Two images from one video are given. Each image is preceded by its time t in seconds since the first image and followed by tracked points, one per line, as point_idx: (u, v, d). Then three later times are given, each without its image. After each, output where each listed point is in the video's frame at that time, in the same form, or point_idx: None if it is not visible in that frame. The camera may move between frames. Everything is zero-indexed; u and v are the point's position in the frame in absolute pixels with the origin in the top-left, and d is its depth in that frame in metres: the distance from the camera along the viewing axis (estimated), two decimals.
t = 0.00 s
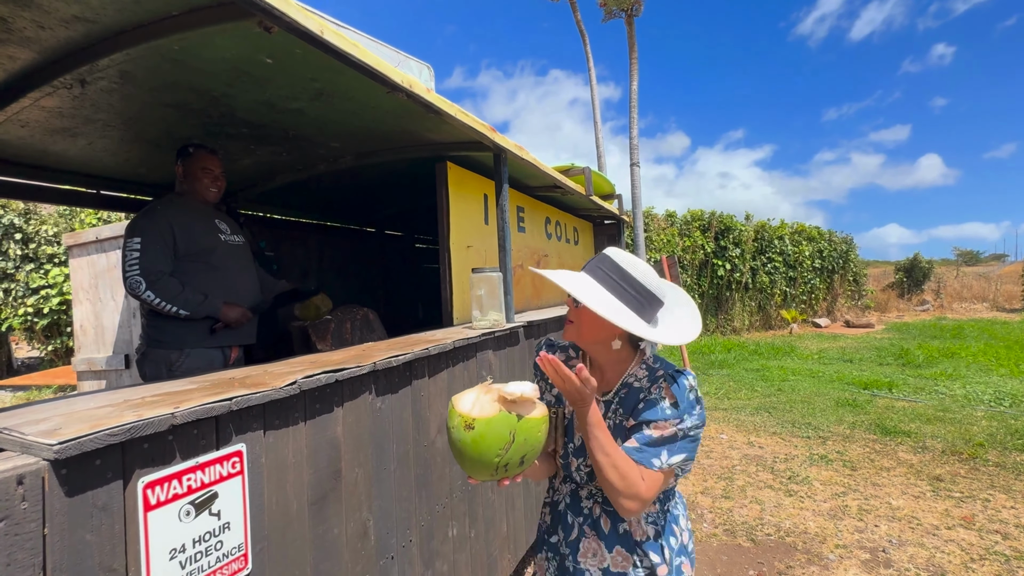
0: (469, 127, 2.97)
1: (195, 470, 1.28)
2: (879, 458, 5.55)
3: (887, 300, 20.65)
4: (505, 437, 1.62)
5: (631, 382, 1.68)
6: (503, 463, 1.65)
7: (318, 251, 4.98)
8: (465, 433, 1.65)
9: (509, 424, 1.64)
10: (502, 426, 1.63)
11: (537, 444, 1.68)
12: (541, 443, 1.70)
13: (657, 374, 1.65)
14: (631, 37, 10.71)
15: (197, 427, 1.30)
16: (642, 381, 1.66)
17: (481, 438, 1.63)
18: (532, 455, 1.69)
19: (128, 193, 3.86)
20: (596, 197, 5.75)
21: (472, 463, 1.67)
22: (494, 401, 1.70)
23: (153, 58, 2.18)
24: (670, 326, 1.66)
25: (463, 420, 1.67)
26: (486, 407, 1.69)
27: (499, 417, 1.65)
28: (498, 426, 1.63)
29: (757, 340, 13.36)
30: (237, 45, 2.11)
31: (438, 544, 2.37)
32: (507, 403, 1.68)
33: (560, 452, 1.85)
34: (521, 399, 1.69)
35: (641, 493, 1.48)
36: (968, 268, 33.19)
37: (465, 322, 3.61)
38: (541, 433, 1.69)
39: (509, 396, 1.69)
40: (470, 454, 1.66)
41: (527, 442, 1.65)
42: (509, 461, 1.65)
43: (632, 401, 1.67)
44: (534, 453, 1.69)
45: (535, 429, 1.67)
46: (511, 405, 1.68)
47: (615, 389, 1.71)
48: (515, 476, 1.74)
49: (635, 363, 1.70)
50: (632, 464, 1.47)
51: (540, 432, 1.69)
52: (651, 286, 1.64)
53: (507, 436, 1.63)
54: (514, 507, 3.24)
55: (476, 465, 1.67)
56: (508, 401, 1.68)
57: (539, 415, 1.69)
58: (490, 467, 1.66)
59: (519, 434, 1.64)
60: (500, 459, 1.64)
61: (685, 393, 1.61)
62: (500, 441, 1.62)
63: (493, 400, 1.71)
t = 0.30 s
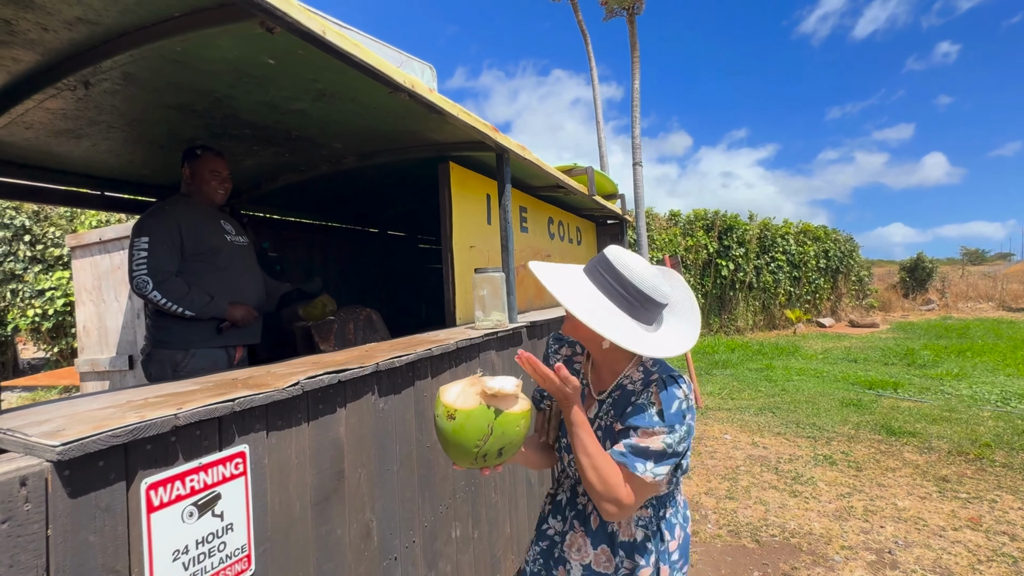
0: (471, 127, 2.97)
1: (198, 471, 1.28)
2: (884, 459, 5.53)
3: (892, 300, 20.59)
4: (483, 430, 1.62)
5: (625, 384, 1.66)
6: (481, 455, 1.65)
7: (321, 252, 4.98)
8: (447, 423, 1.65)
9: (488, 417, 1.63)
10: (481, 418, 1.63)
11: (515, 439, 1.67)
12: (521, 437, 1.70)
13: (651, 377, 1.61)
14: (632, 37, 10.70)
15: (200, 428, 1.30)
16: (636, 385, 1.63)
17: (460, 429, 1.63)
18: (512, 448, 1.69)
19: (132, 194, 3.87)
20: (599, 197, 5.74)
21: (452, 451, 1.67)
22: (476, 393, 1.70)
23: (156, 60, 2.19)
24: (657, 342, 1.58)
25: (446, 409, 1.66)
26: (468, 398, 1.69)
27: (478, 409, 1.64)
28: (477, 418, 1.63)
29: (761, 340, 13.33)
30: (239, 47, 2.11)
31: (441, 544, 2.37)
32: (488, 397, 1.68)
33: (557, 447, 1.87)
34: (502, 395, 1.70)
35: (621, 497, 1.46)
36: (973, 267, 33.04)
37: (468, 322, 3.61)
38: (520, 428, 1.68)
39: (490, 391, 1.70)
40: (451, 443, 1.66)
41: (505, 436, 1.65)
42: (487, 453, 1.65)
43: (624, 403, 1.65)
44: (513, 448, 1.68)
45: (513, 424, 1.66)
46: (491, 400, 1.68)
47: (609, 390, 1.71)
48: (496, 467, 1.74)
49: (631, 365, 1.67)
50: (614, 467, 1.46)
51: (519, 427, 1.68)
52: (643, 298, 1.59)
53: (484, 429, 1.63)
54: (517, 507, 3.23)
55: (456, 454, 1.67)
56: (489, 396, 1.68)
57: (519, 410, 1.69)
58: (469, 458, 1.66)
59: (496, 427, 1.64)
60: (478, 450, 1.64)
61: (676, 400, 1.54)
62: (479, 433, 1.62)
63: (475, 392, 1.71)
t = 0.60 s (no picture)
0: (476, 129, 2.99)
1: (211, 470, 1.30)
2: (890, 459, 5.52)
3: (896, 300, 20.54)
4: (473, 421, 1.64)
5: (623, 384, 1.67)
6: (471, 445, 1.67)
7: (326, 254, 5.00)
8: (439, 413, 1.68)
9: (478, 410, 1.65)
10: (471, 410, 1.65)
11: (503, 432, 1.69)
12: (510, 431, 1.72)
13: (647, 378, 1.61)
14: (635, 37, 10.72)
15: (213, 428, 1.32)
16: (632, 386, 1.64)
17: (452, 419, 1.65)
18: (501, 441, 1.71)
19: (139, 197, 3.90)
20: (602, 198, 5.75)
21: (444, 440, 1.70)
22: (469, 386, 1.72)
23: (166, 65, 2.21)
24: (649, 341, 1.59)
25: (440, 400, 1.68)
26: (461, 390, 1.70)
27: (469, 401, 1.66)
28: (468, 410, 1.65)
29: (765, 341, 13.31)
30: (248, 51, 2.14)
31: (448, 544, 2.38)
32: (480, 390, 1.70)
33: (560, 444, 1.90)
34: (493, 389, 1.71)
35: (609, 495, 1.49)
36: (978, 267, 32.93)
37: (473, 323, 3.63)
38: (508, 422, 1.70)
39: (483, 384, 1.71)
40: (445, 434, 1.68)
41: (493, 428, 1.67)
42: (477, 443, 1.67)
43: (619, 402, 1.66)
44: (501, 441, 1.70)
45: (501, 417, 1.68)
46: (482, 393, 1.70)
47: (607, 389, 1.71)
48: (487, 458, 1.76)
49: (631, 365, 1.67)
50: (604, 466, 1.49)
51: (507, 421, 1.69)
52: (640, 298, 1.60)
53: (475, 420, 1.64)
54: (523, 507, 3.24)
55: (449, 444, 1.70)
56: (481, 389, 1.70)
57: (508, 405, 1.70)
58: (459, 448, 1.68)
59: (486, 420, 1.66)
60: (468, 440, 1.66)
61: (668, 403, 1.54)
62: (469, 424, 1.64)
63: (468, 385, 1.73)
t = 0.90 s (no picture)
0: (481, 133, 3.02)
1: (226, 470, 1.33)
2: (895, 461, 5.53)
3: (900, 300, 20.50)
4: (478, 424, 1.65)
5: (626, 386, 1.69)
6: (476, 447, 1.68)
7: (331, 256, 5.04)
8: (446, 415, 1.70)
9: (483, 413, 1.66)
10: (477, 412, 1.66)
11: (507, 434, 1.70)
12: (515, 434, 1.72)
13: (651, 379, 1.63)
14: (637, 40, 10.76)
15: (228, 429, 1.34)
16: (636, 387, 1.65)
17: (457, 421, 1.67)
18: (506, 443, 1.72)
19: (147, 201, 3.93)
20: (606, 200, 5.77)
21: (450, 441, 1.72)
22: (475, 389, 1.73)
23: (177, 71, 2.25)
24: (650, 341, 1.60)
25: (447, 403, 1.70)
26: (467, 393, 1.72)
27: (474, 404, 1.67)
28: (473, 412, 1.66)
29: (768, 342, 13.31)
30: (258, 58, 2.17)
31: (455, 544, 2.41)
32: (485, 393, 1.71)
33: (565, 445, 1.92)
34: (500, 392, 1.71)
35: (615, 496, 1.50)
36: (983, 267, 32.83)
37: (478, 325, 3.65)
38: (513, 425, 1.71)
39: (489, 387, 1.72)
40: (450, 435, 1.71)
41: (498, 430, 1.68)
42: (482, 445, 1.68)
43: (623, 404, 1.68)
44: (506, 443, 1.71)
45: (506, 420, 1.69)
46: (488, 395, 1.71)
47: (611, 391, 1.74)
48: (492, 461, 1.77)
49: (633, 367, 1.69)
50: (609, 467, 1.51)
51: (512, 424, 1.70)
52: (640, 299, 1.62)
53: (480, 423, 1.66)
54: (528, 508, 3.26)
55: (454, 446, 1.71)
56: (486, 392, 1.71)
57: (513, 407, 1.71)
58: (464, 449, 1.70)
59: (490, 422, 1.67)
60: (473, 442, 1.67)
61: (669, 404, 1.56)
62: (474, 426, 1.66)
63: (474, 388, 1.74)
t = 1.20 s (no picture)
0: (484, 136, 3.04)
1: (233, 471, 1.35)
2: (898, 463, 5.52)
3: (904, 301, 20.46)
4: (487, 432, 1.65)
5: (634, 388, 1.71)
6: (487, 456, 1.67)
7: (334, 259, 5.06)
8: (455, 424, 1.69)
9: (492, 420, 1.66)
10: (486, 421, 1.66)
11: (519, 442, 1.69)
12: (526, 441, 1.72)
13: (659, 381, 1.65)
14: (638, 42, 10.79)
15: (234, 430, 1.36)
16: (644, 389, 1.67)
17: (467, 430, 1.67)
18: (517, 451, 1.71)
19: (151, 204, 3.96)
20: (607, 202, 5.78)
21: (459, 451, 1.71)
22: (482, 397, 1.74)
23: (183, 76, 2.28)
24: (653, 338, 1.61)
25: (454, 413, 1.70)
26: (475, 402, 1.72)
27: (484, 412, 1.68)
28: (482, 421, 1.66)
29: (771, 343, 13.30)
30: (262, 63, 2.20)
31: (458, 546, 2.42)
32: (494, 401, 1.72)
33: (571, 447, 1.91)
34: (507, 398, 1.72)
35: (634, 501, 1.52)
36: (987, 269, 32.71)
37: (480, 327, 3.67)
38: (524, 432, 1.70)
39: (496, 395, 1.72)
40: (459, 444, 1.70)
41: (509, 438, 1.67)
42: (493, 454, 1.67)
43: (632, 407, 1.69)
44: (517, 450, 1.70)
45: (516, 428, 1.68)
46: (496, 403, 1.71)
47: (619, 394, 1.75)
48: (504, 468, 1.76)
49: (640, 369, 1.72)
50: (626, 476, 1.51)
51: (523, 431, 1.70)
52: (642, 297, 1.64)
53: (490, 431, 1.65)
54: (531, 510, 3.27)
55: (464, 456, 1.71)
56: (494, 400, 1.72)
57: (523, 414, 1.71)
58: (476, 458, 1.69)
59: (501, 430, 1.66)
60: (484, 451, 1.67)
61: (679, 404, 1.58)
62: (484, 435, 1.65)
63: (482, 397, 1.74)
